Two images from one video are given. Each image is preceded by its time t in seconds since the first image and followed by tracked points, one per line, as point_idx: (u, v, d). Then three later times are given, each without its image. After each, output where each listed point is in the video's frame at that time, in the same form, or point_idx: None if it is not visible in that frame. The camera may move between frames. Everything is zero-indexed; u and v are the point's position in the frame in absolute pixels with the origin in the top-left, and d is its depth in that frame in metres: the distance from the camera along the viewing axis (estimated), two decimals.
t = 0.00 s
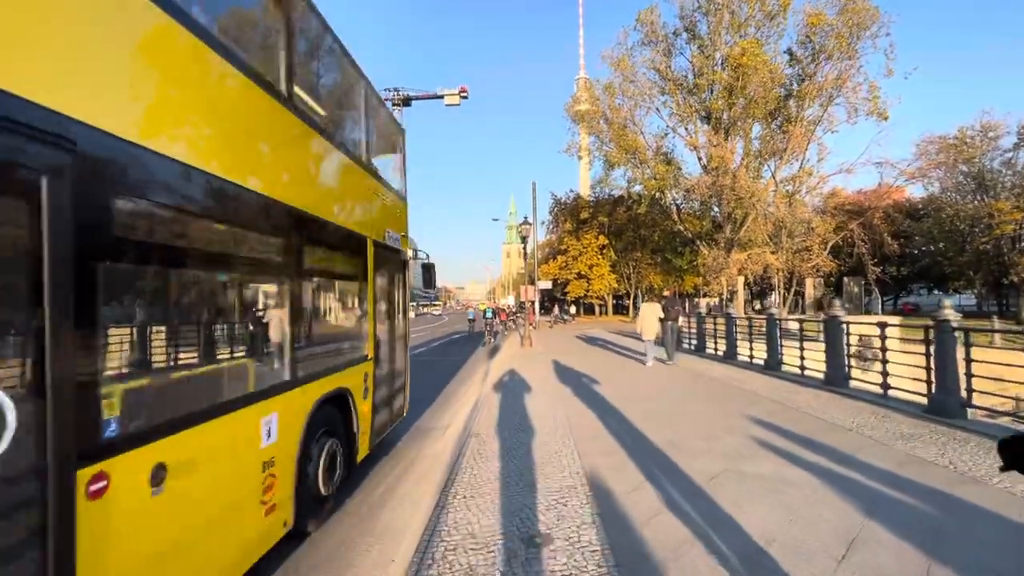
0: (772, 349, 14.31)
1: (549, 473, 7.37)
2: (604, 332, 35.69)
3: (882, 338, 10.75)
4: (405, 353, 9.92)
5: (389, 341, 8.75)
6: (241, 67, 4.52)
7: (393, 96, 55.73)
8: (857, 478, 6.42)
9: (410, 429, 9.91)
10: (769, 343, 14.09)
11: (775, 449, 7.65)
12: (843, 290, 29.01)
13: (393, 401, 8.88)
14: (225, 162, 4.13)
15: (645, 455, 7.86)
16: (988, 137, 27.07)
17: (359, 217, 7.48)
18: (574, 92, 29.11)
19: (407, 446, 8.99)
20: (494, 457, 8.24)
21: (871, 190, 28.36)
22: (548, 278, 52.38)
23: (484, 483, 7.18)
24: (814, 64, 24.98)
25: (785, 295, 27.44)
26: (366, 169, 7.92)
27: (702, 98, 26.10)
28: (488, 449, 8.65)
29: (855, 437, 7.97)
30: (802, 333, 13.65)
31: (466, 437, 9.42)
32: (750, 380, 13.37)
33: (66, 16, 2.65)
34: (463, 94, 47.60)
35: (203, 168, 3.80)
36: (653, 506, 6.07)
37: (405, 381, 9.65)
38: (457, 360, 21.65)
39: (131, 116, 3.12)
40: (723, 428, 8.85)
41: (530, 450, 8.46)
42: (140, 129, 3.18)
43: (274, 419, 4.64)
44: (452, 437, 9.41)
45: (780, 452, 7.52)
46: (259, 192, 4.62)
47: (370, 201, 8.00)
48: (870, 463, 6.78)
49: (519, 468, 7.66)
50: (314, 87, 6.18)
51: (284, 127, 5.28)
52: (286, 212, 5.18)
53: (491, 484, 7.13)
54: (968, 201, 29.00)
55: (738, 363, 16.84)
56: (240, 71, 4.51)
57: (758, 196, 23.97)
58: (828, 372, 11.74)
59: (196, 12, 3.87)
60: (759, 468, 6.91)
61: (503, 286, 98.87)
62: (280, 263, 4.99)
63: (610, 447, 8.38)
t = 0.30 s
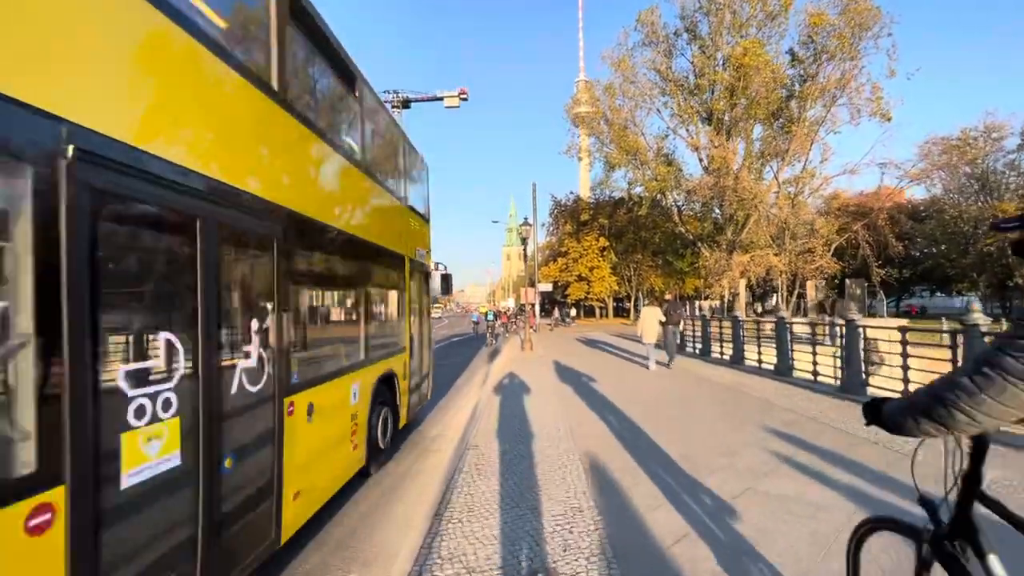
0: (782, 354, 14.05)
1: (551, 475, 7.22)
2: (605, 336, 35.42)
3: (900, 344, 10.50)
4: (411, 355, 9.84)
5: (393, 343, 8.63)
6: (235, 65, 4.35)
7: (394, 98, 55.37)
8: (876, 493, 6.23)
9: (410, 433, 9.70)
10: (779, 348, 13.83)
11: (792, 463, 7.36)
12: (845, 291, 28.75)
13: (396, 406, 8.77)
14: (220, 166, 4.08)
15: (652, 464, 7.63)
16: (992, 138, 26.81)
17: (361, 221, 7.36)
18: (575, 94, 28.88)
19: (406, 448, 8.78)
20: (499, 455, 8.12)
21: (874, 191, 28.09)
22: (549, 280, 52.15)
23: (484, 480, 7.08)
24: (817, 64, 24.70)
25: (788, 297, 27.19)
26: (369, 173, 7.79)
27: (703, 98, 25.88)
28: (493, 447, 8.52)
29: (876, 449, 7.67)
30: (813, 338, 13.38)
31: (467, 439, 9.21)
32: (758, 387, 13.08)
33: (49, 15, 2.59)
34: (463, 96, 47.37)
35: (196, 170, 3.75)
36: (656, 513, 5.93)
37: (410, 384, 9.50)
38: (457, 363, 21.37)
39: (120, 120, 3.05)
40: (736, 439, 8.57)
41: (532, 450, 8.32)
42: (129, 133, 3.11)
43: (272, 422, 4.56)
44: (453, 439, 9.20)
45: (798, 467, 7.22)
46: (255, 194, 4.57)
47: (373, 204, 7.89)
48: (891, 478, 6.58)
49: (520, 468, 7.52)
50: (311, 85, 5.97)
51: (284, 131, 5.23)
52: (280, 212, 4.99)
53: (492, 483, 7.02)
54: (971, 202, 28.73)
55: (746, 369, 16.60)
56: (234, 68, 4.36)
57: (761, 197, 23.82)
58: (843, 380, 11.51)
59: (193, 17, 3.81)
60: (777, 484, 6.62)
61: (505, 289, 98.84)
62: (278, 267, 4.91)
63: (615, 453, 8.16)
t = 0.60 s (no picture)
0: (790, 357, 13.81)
1: (551, 483, 6.90)
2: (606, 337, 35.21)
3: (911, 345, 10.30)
4: (415, 359, 9.66)
5: (393, 348, 8.35)
6: (231, 63, 4.15)
7: (393, 100, 55.19)
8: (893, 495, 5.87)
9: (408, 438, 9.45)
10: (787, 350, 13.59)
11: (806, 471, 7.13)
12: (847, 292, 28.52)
13: (397, 414, 8.57)
14: (218, 168, 3.91)
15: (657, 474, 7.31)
16: (996, 138, 26.55)
17: (361, 224, 7.10)
18: (575, 94, 28.65)
19: (402, 453, 8.49)
20: (499, 460, 7.83)
21: (877, 191, 27.84)
22: (549, 281, 51.94)
23: (483, 487, 6.80)
24: (819, 64, 24.46)
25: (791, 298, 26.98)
26: (369, 176, 7.52)
27: (705, 99, 25.65)
28: (492, 452, 8.22)
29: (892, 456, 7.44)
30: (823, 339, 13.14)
31: (464, 442, 8.86)
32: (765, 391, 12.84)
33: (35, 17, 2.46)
34: (463, 97, 47.22)
35: (193, 172, 3.58)
36: (659, 524, 5.65)
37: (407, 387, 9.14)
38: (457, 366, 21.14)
39: (116, 122, 2.92)
40: (746, 446, 8.34)
41: (531, 456, 8.00)
42: (123, 136, 2.96)
43: (267, 430, 4.35)
44: (449, 444, 8.82)
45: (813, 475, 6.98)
46: (256, 197, 4.39)
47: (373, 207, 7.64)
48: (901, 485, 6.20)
49: (522, 474, 7.20)
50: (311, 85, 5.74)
51: (282, 133, 5.03)
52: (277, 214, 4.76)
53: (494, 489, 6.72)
54: (975, 202, 28.50)
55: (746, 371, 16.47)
56: (230, 68, 4.16)
57: (764, 198, 23.64)
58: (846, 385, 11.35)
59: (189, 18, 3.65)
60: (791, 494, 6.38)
61: (505, 291, 98.77)
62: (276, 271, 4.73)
63: (619, 459, 7.84)
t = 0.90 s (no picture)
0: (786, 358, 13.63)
1: (551, 499, 6.27)
2: (609, 340, 35.02)
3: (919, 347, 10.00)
4: (417, 361, 9.50)
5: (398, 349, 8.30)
6: (229, 66, 4.07)
7: (396, 104, 55.10)
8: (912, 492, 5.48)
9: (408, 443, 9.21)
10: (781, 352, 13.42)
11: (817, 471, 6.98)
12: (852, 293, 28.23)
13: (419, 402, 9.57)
14: (217, 172, 3.87)
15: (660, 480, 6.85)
16: (1002, 137, 26.22)
17: (363, 228, 6.91)
18: (578, 95, 28.46)
19: (401, 460, 8.18)
20: (497, 471, 7.37)
21: (882, 192, 27.55)
22: (552, 283, 51.70)
23: (483, 500, 6.33)
24: (823, 63, 24.17)
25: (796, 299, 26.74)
26: (371, 178, 7.34)
27: (708, 99, 25.44)
28: (490, 462, 7.75)
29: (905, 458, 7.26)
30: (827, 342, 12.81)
31: (462, 452, 8.39)
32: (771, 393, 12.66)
33: (19, 17, 2.46)
34: (465, 99, 47.05)
35: (191, 177, 3.56)
36: (669, 542, 5.13)
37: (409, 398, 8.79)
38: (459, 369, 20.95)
39: (111, 125, 2.95)
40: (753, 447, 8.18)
41: (528, 464, 7.54)
42: (118, 140, 2.98)
43: (265, 433, 4.23)
44: (446, 454, 8.39)
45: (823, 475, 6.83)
46: (255, 201, 4.34)
47: (376, 210, 7.47)
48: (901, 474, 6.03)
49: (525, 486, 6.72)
50: (313, 88, 5.63)
51: (285, 136, 4.94)
52: (276, 219, 4.62)
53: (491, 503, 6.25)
54: (981, 202, 28.22)
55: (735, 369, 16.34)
56: (226, 72, 4.04)
57: (769, 198, 23.36)
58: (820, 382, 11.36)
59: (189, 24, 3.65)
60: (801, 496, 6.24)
61: (508, 294, 98.76)
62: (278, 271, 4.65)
63: (625, 467, 7.41)
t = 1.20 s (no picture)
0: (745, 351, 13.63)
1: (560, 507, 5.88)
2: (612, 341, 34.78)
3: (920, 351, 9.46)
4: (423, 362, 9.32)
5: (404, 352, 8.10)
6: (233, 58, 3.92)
7: (397, 105, 54.88)
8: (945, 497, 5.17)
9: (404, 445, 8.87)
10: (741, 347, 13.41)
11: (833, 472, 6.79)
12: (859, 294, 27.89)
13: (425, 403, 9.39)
14: (222, 175, 3.72)
15: (674, 489, 6.17)
16: (1009, 136, 25.92)
17: (365, 230, 6.65)
18: (581, 95, 28.23)
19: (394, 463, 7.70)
20: (496, 474, 6.68)
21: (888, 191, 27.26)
22: (555, 285, 51.43)
23: (478, 509, 5.60)
24: (828, 62, 23.81)
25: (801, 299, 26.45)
26: (375, 180, 7.16)
27: (712, 99, 25.16)
28: (493, 465, 7.05)
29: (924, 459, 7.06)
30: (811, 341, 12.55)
31: (464, 454, 7.69)
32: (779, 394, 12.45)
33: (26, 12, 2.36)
34: (468, 101, 46.88)
35: (195, 178, 3.42)
36: (691, 567, 4.40)
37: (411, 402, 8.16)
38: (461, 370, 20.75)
39: (120, 126, 2.84)
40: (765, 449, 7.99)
41: (531, 471, 6.87)
42: (124, 141, 2.86)
43: (268, 440, 4.07)
44: (443, 457, 7.68)
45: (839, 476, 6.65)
46: (260, 203, 4.17)
47: (378, 212, 7.20)
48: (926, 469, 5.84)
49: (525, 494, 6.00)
50: (317, 88, 5.43)
51: (289, 138, 4.77)
52: (277, 223, 4.41)
53: (492, 511, 5.58)
54: (989, 202, 27.86)
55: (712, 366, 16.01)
56: (228, 70, 3.86)
57: (774, 198, 23.08)
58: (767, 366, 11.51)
59: (197, 26, 3.54)
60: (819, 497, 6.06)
61: (510, 296, 98.50)
62: (283, 273, 4.49)
63: (639, 473, 6.77)
